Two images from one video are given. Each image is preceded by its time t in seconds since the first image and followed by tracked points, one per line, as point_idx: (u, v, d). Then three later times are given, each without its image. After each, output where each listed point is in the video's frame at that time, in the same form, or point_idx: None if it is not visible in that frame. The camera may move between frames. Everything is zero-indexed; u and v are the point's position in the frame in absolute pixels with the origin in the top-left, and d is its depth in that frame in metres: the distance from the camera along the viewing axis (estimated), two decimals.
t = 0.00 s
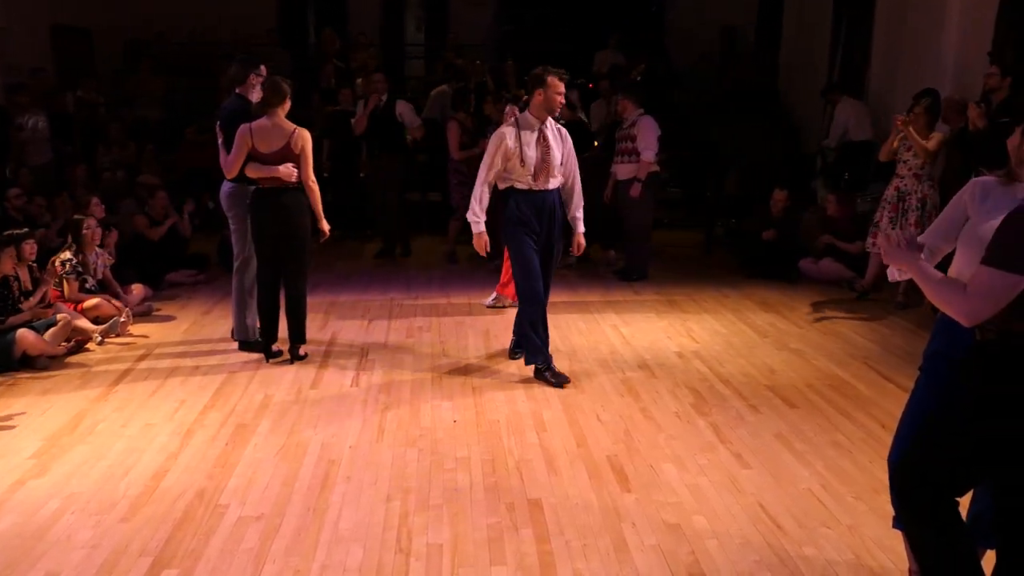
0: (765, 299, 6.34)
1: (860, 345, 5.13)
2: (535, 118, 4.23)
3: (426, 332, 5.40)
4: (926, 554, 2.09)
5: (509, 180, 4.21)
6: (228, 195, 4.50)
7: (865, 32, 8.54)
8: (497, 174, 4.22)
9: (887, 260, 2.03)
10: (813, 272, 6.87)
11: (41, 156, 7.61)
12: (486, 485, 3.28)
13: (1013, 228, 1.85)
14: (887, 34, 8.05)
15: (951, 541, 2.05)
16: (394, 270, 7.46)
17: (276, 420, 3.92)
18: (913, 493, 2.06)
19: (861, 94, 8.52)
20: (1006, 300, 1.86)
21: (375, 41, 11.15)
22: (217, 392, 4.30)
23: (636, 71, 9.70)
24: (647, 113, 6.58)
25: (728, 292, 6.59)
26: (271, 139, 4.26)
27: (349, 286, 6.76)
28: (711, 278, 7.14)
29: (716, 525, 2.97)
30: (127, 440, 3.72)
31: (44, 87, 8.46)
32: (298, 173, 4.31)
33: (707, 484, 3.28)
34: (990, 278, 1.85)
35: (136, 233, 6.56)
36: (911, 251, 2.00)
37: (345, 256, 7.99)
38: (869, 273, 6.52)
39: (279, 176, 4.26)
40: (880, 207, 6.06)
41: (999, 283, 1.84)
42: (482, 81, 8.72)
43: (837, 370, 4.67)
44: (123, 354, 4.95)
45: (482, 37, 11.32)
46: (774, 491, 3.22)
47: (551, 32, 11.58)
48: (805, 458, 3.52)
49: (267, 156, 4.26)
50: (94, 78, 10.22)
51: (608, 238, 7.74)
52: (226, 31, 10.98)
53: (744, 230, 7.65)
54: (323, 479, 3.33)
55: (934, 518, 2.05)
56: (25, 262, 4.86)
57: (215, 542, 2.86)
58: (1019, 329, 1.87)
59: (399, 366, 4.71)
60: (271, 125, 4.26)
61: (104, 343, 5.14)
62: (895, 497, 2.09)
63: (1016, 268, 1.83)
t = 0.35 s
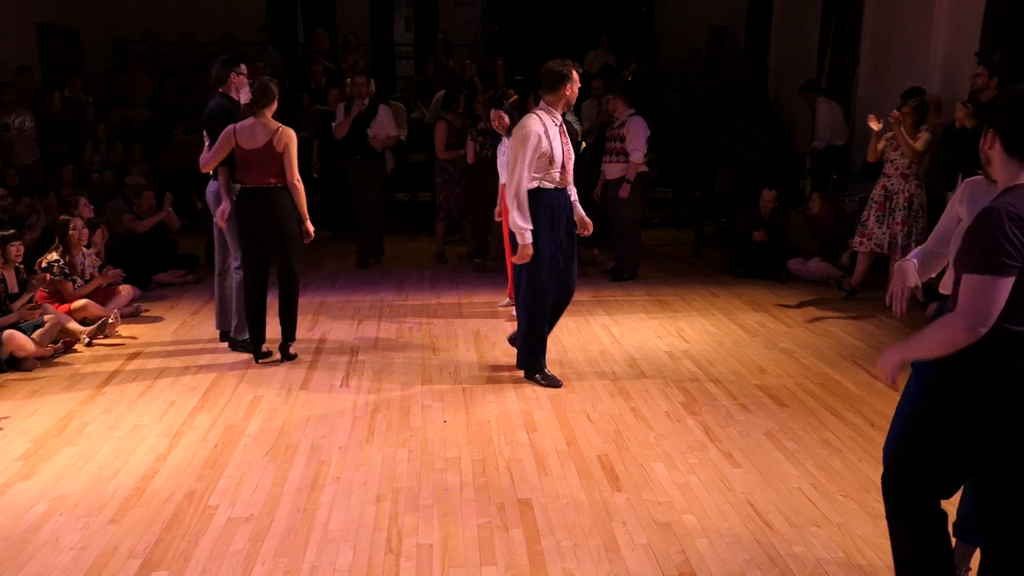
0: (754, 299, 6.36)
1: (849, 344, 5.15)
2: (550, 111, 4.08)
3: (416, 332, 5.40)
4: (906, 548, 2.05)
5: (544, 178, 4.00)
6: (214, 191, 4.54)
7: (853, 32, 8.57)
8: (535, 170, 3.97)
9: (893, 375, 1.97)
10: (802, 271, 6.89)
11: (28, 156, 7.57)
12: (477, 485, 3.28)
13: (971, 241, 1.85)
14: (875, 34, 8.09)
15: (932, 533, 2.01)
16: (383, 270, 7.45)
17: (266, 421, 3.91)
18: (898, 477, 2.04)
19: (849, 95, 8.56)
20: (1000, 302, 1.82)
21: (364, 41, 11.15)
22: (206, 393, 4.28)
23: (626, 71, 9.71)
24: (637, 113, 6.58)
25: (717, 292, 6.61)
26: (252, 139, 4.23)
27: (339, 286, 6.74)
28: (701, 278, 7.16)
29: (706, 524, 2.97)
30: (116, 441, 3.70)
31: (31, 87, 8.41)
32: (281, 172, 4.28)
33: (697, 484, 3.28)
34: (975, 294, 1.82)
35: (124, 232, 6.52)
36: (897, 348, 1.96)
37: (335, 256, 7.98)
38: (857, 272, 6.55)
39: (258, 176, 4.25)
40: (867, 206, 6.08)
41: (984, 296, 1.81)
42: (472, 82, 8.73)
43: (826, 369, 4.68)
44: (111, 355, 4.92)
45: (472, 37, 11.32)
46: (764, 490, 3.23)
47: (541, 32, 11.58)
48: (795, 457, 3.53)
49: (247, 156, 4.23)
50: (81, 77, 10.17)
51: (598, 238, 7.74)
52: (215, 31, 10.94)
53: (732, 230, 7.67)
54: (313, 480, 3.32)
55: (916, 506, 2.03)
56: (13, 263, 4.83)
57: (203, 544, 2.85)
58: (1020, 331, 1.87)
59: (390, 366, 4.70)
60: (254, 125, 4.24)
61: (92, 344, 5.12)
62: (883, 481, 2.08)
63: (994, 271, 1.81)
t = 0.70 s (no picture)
0: (745, 298, 6.37)
1: (840, 343, 5.17)
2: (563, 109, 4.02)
3: (408, 333, 5.39)
4: (909, 554, 2.06)
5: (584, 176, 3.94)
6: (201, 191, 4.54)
7: (843, 33, 8.60)
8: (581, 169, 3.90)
9: (939, 419, 1.88)
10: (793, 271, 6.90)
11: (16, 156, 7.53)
12: (468, 484, 3.28)
13: (907, 248, 1.85)
14: (864, 35, 8.12)
15: (914, 529, 2.03)
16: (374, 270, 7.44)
17: (256, 421, 3.90)
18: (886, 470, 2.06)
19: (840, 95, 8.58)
20: (957, 293, 1.79)
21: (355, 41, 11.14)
22: (197, 393, 4.27)
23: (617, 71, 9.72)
24: (626, 114, 6.58)
25: (708, 291, 6.62)
26: (247, 140, 4.21)
27: (330, 286, 6.73)
28: (692, 277, 7.17)
29: (698, 523, 2.97)
30: (106, 443, 3.68)
31: (19, 87, 8.36)
32: (276, 173, 4.24)
33: (689, 483, 3.29)
34: (925, 293, 1.81)
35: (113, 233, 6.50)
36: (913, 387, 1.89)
37: (326, 256, 7.96)
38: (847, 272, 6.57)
39: (254, 176, 4.22)
40: (856, 205, 6.11)
41: (940, 292, 1.80)
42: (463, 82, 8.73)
43: (817, 368, 4.69)
44: (101, 356, 4.90)
45: (464, 37, 11.32)
46: (756, 489, 3.23)
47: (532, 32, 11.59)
48: (786, 456, 3.54)
49: (243, 157, 4.21)
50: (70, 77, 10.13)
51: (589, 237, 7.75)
52: (205, 31, 10.91)
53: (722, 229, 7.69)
54: (304, 481, 3.31)
55: (903, 503, 2.03)
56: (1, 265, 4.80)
57: (194, 545, 2.84)
58: (980, 330, 1.88)
59: (381, 366, 4.69)
60: (247, 126, 4.21)
61: (82, 345, 5.10)
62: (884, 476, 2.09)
63: (932, 265, 1.80)
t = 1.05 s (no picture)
0: (736, 298, 6.38)
1: (830, 342, 5.18)
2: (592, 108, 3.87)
3: (399, 333, 5.39)
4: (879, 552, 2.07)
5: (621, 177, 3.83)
6: (192, 193, 4.54)
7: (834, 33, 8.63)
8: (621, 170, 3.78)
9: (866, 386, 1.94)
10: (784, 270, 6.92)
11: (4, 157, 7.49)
12: (461, 485, 3.27)
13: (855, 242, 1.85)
14: (854, 35, 8.14)
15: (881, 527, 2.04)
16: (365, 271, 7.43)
17: (248, 422, 3.89)
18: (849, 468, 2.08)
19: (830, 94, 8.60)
20: (898, 292, 1.80)
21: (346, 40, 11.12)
22: (187, 394, 4.26)
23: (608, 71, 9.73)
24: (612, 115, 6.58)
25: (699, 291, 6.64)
26: (242, 140, 4.21)
27: (320, 287, 6.71)
28: (683, 277, 7.18)
29: (689, 523, 2.98)
30: (95, 445, 3.66)
31: (7, 87, 8.31)
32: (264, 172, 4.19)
33: (681, 482, 3.29)
34: (867, 287, 1.82)
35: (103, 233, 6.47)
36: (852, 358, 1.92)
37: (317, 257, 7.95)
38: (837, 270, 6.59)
39: (248, 177, 4.22)
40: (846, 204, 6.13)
41: (881, 289, 1.80)
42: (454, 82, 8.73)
43: (809, 367, 4.71)
44: (91, 357, 4.88)
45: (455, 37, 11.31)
46: (747, 488, 3.24)
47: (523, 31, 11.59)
48: (777, 455, 3.55)
49: (239, 158, 4.21)
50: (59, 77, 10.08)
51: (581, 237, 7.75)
52: (196, 30, 10.87)
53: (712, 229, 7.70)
54: (296, 482, 3.31)
55: (865, 499, 2.05)
56: None
57: (186, 546, 2.83)
58: (928, 329, 1.88)
59: (373, 367, 4.68)
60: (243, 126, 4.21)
61: (72, 346, 5.07)
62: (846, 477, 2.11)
63: (875, 259, 1.81)
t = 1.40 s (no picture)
0: (727, 297, 6.39)
1: (821, 341, 5.19)
2: (624, 112, 3.64)
3: (391, 333, 5.38)
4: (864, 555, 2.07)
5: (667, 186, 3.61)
6: (185, 193, 4.53)
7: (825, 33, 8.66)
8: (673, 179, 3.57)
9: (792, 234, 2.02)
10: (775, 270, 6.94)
11: None
12: (453, 485, 3.27)
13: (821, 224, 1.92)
14: (845, 35, 8.17)
15: (863, 528, 2.05)
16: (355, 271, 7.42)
17: (239, 423, 3.88)
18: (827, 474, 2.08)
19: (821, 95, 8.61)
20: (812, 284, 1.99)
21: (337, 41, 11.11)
22: (178, 395, 4.25)
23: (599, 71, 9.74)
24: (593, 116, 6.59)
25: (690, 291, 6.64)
26: (240, 141, 4.20)
27: (311, 287, 6.70)
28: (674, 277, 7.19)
29: (681, 522, 2.98)
30: (85, 446, 3.65)
31: None
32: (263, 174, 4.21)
33: (672, 482, 3.30)
34: (801, 267, 1.97)
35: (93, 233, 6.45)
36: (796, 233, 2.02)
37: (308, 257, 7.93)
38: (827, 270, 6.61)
39: (244, 179, 4.20)
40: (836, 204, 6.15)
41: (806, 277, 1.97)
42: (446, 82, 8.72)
43: (800, 366, 4.72)
44: (82, 358, 4.86)
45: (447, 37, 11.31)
46: (739, 487, 3.24)
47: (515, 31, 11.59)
48: (768, 454, 3.55)
49: (235, 159, 4.19)
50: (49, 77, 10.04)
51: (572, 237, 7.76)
52: (186, 29, 10.84)
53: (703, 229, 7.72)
54: (287, 483, 3.30)
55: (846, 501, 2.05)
56: None
57: (177, 547, 2.82)
58: (897, 329, 1.89)
59: (364, 367, 4.68)
60: (241, 127, 4.20)
61: (62, 347, 5.05)
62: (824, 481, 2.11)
63: (820, 253, 1.92)
